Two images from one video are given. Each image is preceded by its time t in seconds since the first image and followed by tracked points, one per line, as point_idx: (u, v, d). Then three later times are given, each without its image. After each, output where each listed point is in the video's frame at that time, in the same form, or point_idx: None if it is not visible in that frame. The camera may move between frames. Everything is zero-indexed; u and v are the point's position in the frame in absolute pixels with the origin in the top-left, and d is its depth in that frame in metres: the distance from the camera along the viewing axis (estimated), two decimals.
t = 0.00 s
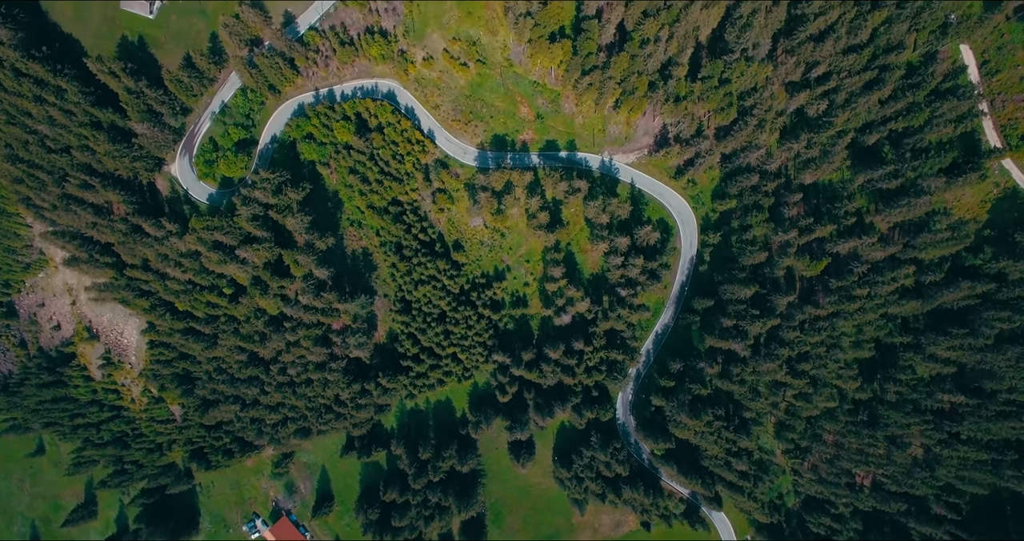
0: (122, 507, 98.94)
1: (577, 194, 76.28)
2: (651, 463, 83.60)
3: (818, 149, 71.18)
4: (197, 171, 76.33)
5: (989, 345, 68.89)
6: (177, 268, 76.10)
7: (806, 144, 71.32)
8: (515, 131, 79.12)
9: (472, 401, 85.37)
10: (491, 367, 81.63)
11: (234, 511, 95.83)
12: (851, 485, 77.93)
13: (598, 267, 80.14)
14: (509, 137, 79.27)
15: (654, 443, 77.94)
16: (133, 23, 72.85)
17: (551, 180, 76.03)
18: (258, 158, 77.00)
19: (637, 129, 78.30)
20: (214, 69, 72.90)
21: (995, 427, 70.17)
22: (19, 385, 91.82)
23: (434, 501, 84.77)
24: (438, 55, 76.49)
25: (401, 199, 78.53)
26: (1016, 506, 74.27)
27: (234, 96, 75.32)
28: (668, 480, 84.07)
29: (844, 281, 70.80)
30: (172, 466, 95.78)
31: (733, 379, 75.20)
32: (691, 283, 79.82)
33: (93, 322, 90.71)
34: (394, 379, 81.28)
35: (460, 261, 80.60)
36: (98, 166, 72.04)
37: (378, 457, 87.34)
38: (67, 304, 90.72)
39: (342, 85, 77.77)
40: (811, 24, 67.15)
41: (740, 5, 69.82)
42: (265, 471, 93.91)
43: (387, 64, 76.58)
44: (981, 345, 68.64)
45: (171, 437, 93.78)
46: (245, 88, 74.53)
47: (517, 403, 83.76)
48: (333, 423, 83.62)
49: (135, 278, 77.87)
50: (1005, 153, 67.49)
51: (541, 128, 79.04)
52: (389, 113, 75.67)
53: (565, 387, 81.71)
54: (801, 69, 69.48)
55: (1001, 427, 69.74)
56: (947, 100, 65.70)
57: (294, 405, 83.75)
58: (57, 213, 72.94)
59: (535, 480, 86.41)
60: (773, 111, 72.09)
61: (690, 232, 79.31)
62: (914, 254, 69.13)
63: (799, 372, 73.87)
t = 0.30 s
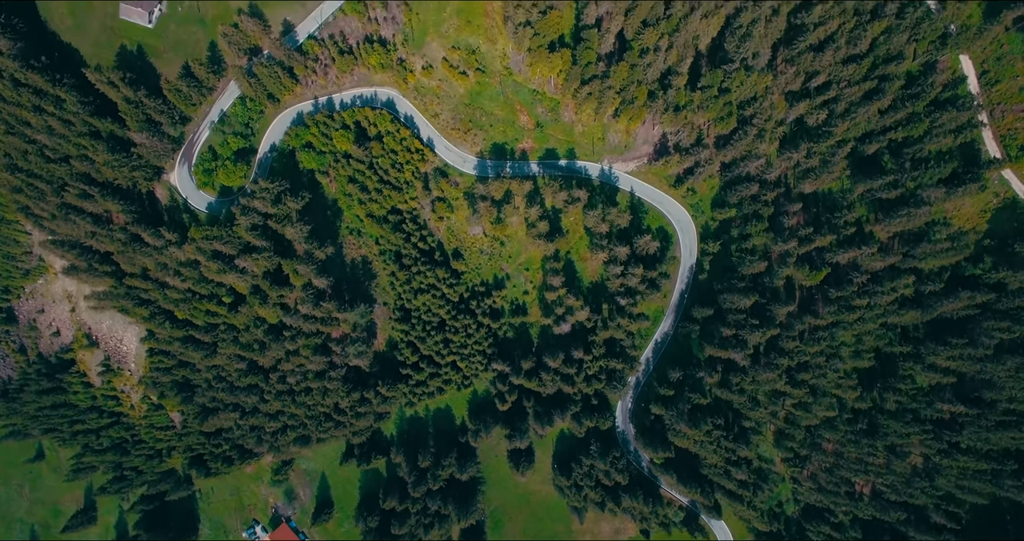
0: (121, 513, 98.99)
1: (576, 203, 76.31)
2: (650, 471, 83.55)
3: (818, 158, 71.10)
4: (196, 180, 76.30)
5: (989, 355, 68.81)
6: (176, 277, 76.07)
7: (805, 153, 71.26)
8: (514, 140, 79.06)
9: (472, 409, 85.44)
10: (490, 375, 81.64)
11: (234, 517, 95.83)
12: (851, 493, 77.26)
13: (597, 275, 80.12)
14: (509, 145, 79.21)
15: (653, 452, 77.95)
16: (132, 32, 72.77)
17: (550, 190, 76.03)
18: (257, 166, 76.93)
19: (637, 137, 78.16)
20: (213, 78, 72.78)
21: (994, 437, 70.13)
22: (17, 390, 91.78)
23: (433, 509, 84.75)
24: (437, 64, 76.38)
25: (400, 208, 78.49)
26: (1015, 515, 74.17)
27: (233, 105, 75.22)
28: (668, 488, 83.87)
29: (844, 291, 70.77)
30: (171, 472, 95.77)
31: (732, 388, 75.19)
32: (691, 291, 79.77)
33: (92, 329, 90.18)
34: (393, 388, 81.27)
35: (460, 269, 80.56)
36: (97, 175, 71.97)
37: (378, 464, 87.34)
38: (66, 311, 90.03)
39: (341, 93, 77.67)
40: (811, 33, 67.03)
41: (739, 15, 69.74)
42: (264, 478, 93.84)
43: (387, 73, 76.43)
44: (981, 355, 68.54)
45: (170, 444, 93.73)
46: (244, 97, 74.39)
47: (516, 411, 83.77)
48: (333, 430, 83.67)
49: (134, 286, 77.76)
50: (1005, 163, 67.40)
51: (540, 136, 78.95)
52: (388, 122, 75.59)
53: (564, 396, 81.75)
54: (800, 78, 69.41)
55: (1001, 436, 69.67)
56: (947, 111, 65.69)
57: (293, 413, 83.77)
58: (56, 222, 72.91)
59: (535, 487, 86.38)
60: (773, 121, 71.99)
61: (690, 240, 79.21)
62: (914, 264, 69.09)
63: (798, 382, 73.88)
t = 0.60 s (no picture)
0: (121, 519, 99.01)
1: (576, 213, 76.25)
2: (649, 480, 83.48)
3: (817, 169, 71.03)
4: (194, 190, 76.25)
5: (988, 367, 68.77)
6: (175, 287, 76.00)
7: (805, 164, 71.20)
8: (514, 150, 78.98)
9: (471, 418, 85.43)
10: (490, 385, 81.64)
11: (234, 525, 95.75)
12: (851, 502, 76.89)
13: (597, 284, 80.08)
14: (508, 155, 79.12)
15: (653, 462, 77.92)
16: (131, 42, 72.65)
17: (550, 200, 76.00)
18: (256, 176, 76.86)
19: (637, 147, 78.02)
20: (211, 88, 72.59)
21: (994, 448, 70.09)
22: (17, 397, 91.23)
23: (433, 518, 84.62)
24: (436, 74, 76.27)
25: (400, 218, 78.41)
26: (1016, 526, 73.91)
27: (232, 115, 75.09)
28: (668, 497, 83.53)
29: (843, 303, 70.76)
30: (171, 479, 95.73)
31: (732, 399, 75.23)
32: (690, 301, 79.69)
33: (92, 337, 89.82)
34: (393, 397, 81.30)
35: (459, 278, 80.48)
36: (96, 186, 71.93)
37: (377, 473, 87.33)
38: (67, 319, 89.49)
39: (340, 103, 77.55)
40: (811, 45, 66.94)
41: (739, 25, 69.39)
42: (264, 485, 93.79)
43: (386, 82, 76.28)
44: (981, 367, 68.48)
45: (170, 451, 93.64)
46: (243, 107, 74.29)
47: (516, 421, 83.73)
48: (333, 440, 83.68)
49: (133, 296, 77.69)
50: (1005, 175, 67.39)
51: (539, 146, 78.86)
52: (387, 133, 75.51)
53: (564, 405, 81.76)
54: (800, 89, 69.34)
55: (1001, 448, 69.61)
56: (947, 123, 65.67)
57: (293, 422, 83.79)
58: (55, 232, 72.86)
59: (534, 496, 86.36)
60: (773, 132, 71.91)
61: (690, 250, 79.10)
62: (913, 276, 69.03)
63: (798, 393, 73.88)
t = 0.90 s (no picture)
0: (120, 525, 99.00)
1: (575, 222, 76.22)
2: (649, 489, 83.41)
3: (817, 179, 70.97)
4: (193, 198, 76.16)
5: (988, 377, 68.74)
6: (174, 296, 75.93)
7: (805, 174, 71.19)
8: (513, 159, 78.90)
9: (471, 426, 85.43)
10: (489, 393, 81.63)
11: (233, 531, 95.67)
12: (850, 511, 76.61)
13: (596, 293, 80.09)
14: (507, 164, 79.03)
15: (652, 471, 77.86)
16: (130, 51, 72.55)
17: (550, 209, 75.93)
18: (255, 185, 76.80)
19: (636, 155, 77.93)
20: (210, 98, 72.46)
21: (994, 458, 70.06)
22: (16, 403, 90.79)
23: (432, 526, 84.50)
24: (436, 82, 76.25)
25: (399, 226, 78.32)
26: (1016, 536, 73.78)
27: (231, 124, 75.01)
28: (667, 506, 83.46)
29: (842, 313, 70.72)
30: (170, 486, 95.68)
31: (731, 408, 75.27)
32: (690, 309, 79.62)
33: (92, 344, 89.69)
34: (392, 406, 81.28)
35: (459, 287, 80.44)
36: (95, 195, 71.88)
37: (377, 480, 87.30)
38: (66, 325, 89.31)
39: (339, 111, 77.46)
40: (811, 55, 66.89)
41: (739, 35, 69.56)
42: (263, 492, 93.71)
43: (385, 91, 76.21)
44: (980, 377, 68.43)
45: (170, 458, 93.57)
46: (242, 116, 74.21)
47: (515, 429, 83.73)
48: (332, 448, 83.65)
49: (132, 305, 77.61)
50: (1004, 185, 67.37)
51: (539, 155, 78.76)
52: (386, 141, 75.46)
53: (563, 414, 81.76)
54: (800, 99, 69.35)
55: (1001, 458, 69.56)
56: (946, 133, 65.66)
57: (292, 430, 83.71)
58: (54, 241, 72.76)
59: (534, 503, 86.30)
60: (773, 141, 71.89)
61: (689, 258, 79.02)
62: (913, 286, 69.07)
63: (797, 402, 73.92)
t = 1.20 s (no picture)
0: (120, 532, 98.97)
1: (575, 233, 76.10)
2: (649, 498, 83.43)
3: (817, 190, 70.85)
4: (193, 208, 76.14)
5: (988, 388, 68.72)
6: (174, 307, 75.83)
7: (805, 185, 71.12)
8: (513, 169, 78.83)
9: (471, 435, 85.41)
10: (488, 403, 81.52)
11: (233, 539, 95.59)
12: (850, 521, 76.61)
13: (596, 302, 80.09)
14: (507, 174, 78.97)
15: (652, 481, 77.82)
16: (129, 62, 72.43)
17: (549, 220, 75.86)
18: (255, 195, 76.86)
19: (635, 165, 77.85)
20: (208, 108, 72.16)
21: (994, 470, 70.01)
22: (14, 411, 89.72)
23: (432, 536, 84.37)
24: (435, 92, 76.18)
25: (398, 236, 78.28)
26: None
27: (230, 134, 74.92)
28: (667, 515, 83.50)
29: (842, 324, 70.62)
30: (170, 493, 95.60)
31: (729, 419, 75.75)
32: (689, 319, 79.60)
33: (91, 352, 89.68)
34: (391, 415, 81.26)
35: (458, 297, 80.41)
36: (94, 206, 71.83)
37: (376, 489, 87.30)
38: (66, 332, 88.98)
39: (339, 121, 77.43)
40: (811, 66, 66.79)
41: (739, 46, 69.38)
42: (263, 500, 93.64)
43: (384, 101, 76.04)
44: (980, 388, 68.37)
45: (169, 466, 93.47)
46: (241, 127, 74.18)
47: (515, 438, 84.01)
48: (332, 457, 83.56)
49: (131, 315, 77.45)
50: (1004, 197, 67.39)
51: (538, 165, 78.69)
52: (385, 152, 75.37)
53: (562, 423, 81.75)
54: (799, 110, 69.30)
55: (1000, 469, 69.50)
56: (946, 145, 65.65)
57: (291, 439, 83.57)
58: (53, 252, 72.67)
59: (534, 512, 86.21)
60: (772, 152, 71.83)
61: (689, 268, 78.96)
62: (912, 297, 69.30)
63: (796, 413, 73.98)
